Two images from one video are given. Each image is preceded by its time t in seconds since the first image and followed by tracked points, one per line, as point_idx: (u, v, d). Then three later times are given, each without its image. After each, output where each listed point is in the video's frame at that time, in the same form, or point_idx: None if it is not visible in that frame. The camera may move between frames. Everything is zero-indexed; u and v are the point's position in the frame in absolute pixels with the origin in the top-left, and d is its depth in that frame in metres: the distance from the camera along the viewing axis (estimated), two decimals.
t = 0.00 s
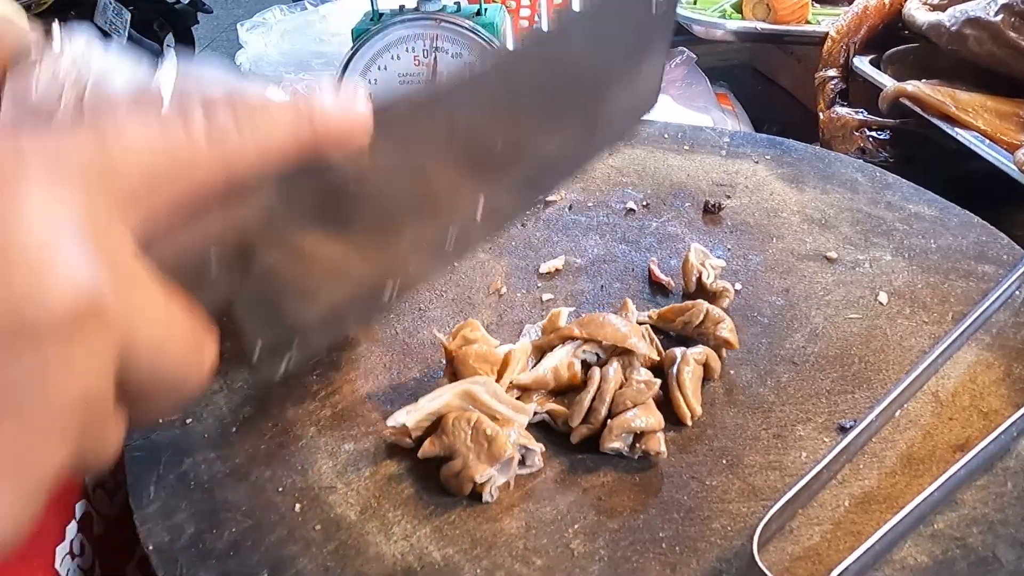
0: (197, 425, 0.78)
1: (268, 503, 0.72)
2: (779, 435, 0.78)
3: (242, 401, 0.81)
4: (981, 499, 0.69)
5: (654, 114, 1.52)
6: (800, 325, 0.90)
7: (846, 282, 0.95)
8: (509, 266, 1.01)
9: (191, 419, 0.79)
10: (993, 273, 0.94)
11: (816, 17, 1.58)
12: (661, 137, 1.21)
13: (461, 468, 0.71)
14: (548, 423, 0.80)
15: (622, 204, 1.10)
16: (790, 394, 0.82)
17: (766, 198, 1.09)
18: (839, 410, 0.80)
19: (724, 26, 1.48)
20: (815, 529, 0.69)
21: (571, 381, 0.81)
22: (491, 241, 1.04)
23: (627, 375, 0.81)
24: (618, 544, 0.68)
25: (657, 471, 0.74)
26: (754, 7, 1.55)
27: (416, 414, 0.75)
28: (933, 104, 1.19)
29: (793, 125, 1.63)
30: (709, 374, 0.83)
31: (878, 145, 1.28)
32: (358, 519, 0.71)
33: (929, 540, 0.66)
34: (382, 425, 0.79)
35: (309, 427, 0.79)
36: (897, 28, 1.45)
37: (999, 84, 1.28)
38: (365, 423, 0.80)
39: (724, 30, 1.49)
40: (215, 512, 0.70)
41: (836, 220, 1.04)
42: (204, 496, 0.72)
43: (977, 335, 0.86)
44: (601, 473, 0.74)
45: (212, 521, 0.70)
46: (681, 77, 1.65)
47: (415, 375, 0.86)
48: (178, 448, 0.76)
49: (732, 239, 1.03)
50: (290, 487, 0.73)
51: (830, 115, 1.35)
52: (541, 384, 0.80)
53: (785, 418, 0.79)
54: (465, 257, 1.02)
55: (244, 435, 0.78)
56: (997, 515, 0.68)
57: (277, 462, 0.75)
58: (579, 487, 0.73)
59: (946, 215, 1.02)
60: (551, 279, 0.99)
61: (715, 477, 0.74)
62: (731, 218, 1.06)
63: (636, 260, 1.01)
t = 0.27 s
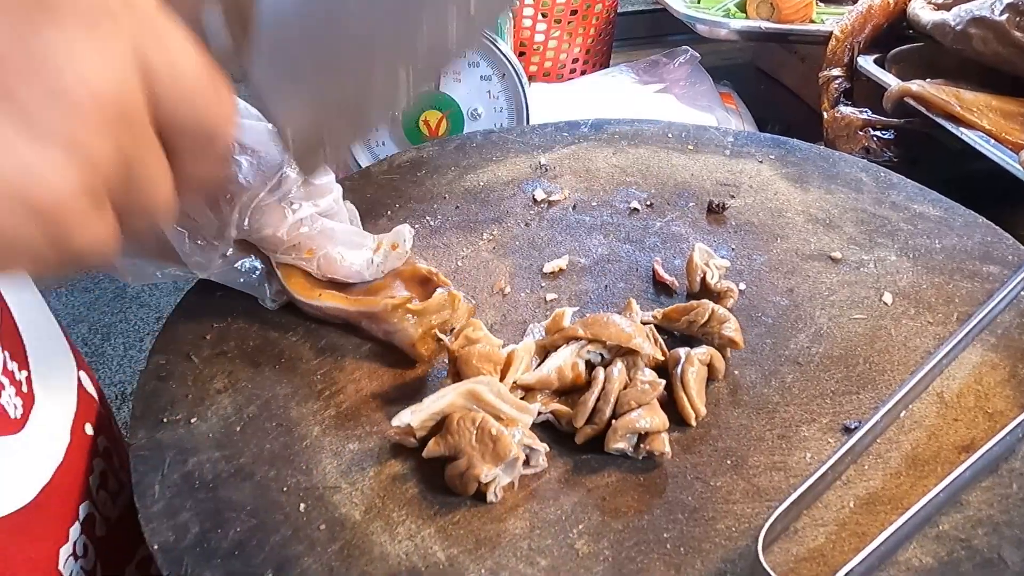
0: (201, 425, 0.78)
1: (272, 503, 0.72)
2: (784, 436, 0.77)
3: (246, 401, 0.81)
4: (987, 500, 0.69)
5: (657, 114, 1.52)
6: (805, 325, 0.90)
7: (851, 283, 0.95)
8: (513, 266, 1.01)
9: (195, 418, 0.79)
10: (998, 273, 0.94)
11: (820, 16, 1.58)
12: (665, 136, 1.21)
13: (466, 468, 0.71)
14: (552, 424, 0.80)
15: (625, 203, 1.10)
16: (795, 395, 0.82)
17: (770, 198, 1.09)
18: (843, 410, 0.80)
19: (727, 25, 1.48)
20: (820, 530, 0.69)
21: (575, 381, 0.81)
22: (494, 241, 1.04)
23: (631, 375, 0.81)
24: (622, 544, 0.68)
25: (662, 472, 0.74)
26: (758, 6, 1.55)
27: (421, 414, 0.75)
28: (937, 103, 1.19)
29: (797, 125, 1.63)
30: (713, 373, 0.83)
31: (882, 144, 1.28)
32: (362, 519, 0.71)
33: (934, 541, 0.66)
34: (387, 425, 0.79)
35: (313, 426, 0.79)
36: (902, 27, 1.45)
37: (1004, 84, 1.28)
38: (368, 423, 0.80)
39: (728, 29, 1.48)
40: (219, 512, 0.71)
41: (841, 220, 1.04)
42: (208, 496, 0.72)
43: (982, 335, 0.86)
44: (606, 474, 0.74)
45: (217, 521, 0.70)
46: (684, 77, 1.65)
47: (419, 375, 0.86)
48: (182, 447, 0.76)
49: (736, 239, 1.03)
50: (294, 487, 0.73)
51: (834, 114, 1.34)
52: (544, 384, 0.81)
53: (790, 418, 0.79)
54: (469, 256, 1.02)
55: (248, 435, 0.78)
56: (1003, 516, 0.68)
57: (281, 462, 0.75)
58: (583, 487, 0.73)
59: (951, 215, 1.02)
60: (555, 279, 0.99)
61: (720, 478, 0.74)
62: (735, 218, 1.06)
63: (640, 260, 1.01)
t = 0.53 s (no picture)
0: (202, 422, 0.78)
1: (274, 501, 0.72)
2: (786, 434, 0.77)
3: (247, 398, 0.81)
4: (989, 499, 0.69)
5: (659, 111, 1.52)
6: (806, 323, 0.90)
7: (853, 281, 0.95)
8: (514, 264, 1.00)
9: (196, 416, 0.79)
10: (1001, 272, 0.94)
11: (821, 14, 1.58)
12: (666, 134, 1.21)
13: (470, 465, 0.71)
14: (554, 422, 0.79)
15: (627, 201, 1.10)
16: (797, 394, 0.82)
17: (772, 196, 1.09)
18: (845, 409, 0.80)
19: (729, 23, 1.48)
20: (822, 529, 0.68)
21: (576, 379, 0.81)
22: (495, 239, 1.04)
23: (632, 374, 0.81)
24: (624, 543, 0.68)
25: (663, 470, 0.74)
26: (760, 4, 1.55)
27: (423, 414, 0.75)
28: (939, 101, 1.18)
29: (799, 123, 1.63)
30: (715, 371, 0.83)
31: (884, 143, 1.28)
32: (363, 517, 0.70)
33: (936, 540, 0.66)
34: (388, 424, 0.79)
35: (314, 425, 0.79)
36: (903, 25, 1.44)
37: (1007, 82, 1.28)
38: (370, 421, 0.80)
39: (729, 26, 1.48)
40: (220, 510, 0.70)
41: (843, 219, 1.04)
42: (209, 494, 0.72)
43: (984, 334, 0.85)
44: (607, 472, 0.74)
45: (218, 519, 0.70)
46: (686, 75, 1.65)
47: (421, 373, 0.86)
48: (184, 445, 0.76)
49: (737, 237, 1.03)
50: (296, 485, 0.73)
51: (836, 112, 1.34)
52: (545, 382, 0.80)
53: (792, 417, 0.79)
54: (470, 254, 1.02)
55: (249, 433, 0.78)
56: (1005, 515, 0.67)
57: (282, 460, 0.75)
58: (584, 486, 0.73)
59: (953, 214, 1.02)
60: (556, 277, 0.99)
61: (721, 477, 0.73)
62: (737, 217, 1.06)
63: (642, 258, 1.01)
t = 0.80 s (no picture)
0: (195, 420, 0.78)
1: (266, 498, 0.72)
2: (778, 433, 0.78)
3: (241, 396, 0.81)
4: (979, 499, 0.69)
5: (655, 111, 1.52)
6: (800, 323, 0.90)
7: (846, 281, 0.95)
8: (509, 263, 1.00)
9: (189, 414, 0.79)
10: (993, 273, 0.94)
11: (817, 15, 1.58)
12: (662, 133, 1.21)
13: (467, 459, 0.71)
14: (547, 420, 0.79)
15: (621, 200, 1.10)
16: (789, 393, 0.82)
17: (766, 195, 1.09)
18: (837, 408, 0.80)
19: (725, 22, 1.48)
20: (813, 528, 0.69)
21: (570, 377, 0.81)
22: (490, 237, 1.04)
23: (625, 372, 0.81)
24: (616, 541, 0.68)
25: (655, 469, 0.74)
26: (756, 4, 1.55)
27: (418, 410, 0.75)
28: (933, 102, 1.19)
29: (794, 123, 1.63)
30: (709, 369, 0.83)
31: (879, 143, 1.28)
32: (356, 515, 0.71)
33: (926, 539, 0.66)
34: (382, 421, 0.79)
35: (308, 422, 0.79)
36: (898, 25, 1.45)
37: (1001, 83, 1.28)
38: (363, 418, 0.80)
39: (725, 26, 1.48)
40: (213, 507, 0.70)
41: (836, 219, 1.04)
42: (202, 491, 0.72)
43: (976, 334, 0.86)
44: (600, 471, 0.74)
45: (211, 516, 0.70)
46: (682, 74, 1.65)
47: (415, 371, 0.86)
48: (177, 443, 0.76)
49: (731, 236, 1.03)
50: (289, 483, 0.73)
51: (831, 112, 1.34)
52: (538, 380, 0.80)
53: (784, 416, 0.79)
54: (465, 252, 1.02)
55: (243, 431, 0.78)
56: (996, 514, 0.68)
57: (275, 458, 0.75)
58: (578, 484, 0.73)
59: (946, 214, 1.02)
60: (551, 276, 0.99)
61: (714, 475, 0.74)
62: (731, 216, 1.06)
63: (636, 257, 1.01)
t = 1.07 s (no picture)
0: (194, 420, 0.78)
1: (265, 498, 0.72)
2: (778, 433, 0.78)
3: (240, 396, 0.81)
4: (979, 498, 0.69)
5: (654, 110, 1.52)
6: (800, 322, 0.90)
7: (846, 280, 0.95)
8: (508, 262, 1.00)
9: (188, 414, 0.79)
10: (993, 272, 0.94)
11: (817, 14, 1.58)
12: (661, 133, 1.21)
13: (469, 468, 0.70)
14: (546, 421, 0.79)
15: (621, 200, 1.10)
16: (789, 392, 0.82)
17: (766, 195, 1.09)
18: (837, 407, 0.80)
19: (725, 22, 1.48)
20: (813, 527, 0.69)
21: (575, 376, 0.81)
22: (490, 237, 1.04)
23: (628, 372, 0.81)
24: (615, 541, 0.68)
25: (655, 468, 0.74)
26: (755, 3, 1.55)
27: (416, 426, 0.75)
28: (933, 101, 1.19)
29: (794, 122, 1.63)
30: (709, 370, 0.83)
31: (878, 142, 1.28)
32: (355, 515, 0.71)
33: (926, 538, 0.66)
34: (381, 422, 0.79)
35: (307, 422, 0.79)
36: (898, 25, 1.45)
37: (1000, 82, 1.28)
38: (362, 418, 0.80)
39: (725, 26, 1.48)
40: (213, 508, 0.70)
41: (836, 218, 1.04)
42: (202, 492, 0.72)
43: (975, 333, 0.86)
44: (599, 470, 0.74)
45: (210, 517, 0.70)
46: (681, 74, 1.65)
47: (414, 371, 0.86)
48: (176, 443, 0.76)
49: (731, 236, 1.03)
50: (288, 483, 0.73)
51: (830, 112, 1.34)
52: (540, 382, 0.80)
53: (784, 416, 0.79)
54: (464, 252, 1.02)
55: (242, 431, 0.78)
56: (995, 513, 0.68)
57: (274, 458, 0.75)
58: (577, 484, 0.73)
59: (946, 214, 1.02)
60: (550, 275, 0.99)
61: (714, 475, 0.74)
62: (731, 216, 1.06)
63: (636, 257, 1.01)
